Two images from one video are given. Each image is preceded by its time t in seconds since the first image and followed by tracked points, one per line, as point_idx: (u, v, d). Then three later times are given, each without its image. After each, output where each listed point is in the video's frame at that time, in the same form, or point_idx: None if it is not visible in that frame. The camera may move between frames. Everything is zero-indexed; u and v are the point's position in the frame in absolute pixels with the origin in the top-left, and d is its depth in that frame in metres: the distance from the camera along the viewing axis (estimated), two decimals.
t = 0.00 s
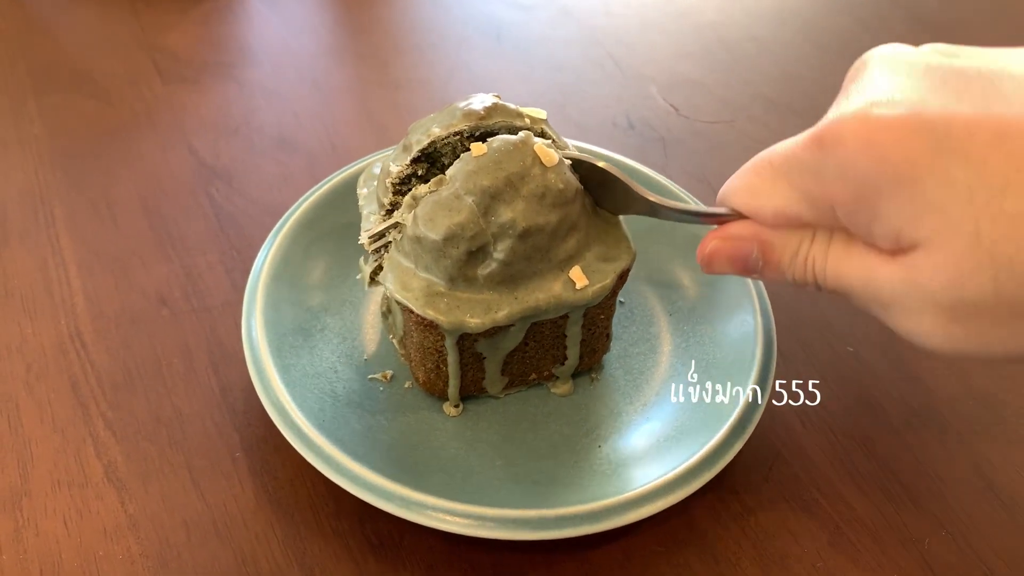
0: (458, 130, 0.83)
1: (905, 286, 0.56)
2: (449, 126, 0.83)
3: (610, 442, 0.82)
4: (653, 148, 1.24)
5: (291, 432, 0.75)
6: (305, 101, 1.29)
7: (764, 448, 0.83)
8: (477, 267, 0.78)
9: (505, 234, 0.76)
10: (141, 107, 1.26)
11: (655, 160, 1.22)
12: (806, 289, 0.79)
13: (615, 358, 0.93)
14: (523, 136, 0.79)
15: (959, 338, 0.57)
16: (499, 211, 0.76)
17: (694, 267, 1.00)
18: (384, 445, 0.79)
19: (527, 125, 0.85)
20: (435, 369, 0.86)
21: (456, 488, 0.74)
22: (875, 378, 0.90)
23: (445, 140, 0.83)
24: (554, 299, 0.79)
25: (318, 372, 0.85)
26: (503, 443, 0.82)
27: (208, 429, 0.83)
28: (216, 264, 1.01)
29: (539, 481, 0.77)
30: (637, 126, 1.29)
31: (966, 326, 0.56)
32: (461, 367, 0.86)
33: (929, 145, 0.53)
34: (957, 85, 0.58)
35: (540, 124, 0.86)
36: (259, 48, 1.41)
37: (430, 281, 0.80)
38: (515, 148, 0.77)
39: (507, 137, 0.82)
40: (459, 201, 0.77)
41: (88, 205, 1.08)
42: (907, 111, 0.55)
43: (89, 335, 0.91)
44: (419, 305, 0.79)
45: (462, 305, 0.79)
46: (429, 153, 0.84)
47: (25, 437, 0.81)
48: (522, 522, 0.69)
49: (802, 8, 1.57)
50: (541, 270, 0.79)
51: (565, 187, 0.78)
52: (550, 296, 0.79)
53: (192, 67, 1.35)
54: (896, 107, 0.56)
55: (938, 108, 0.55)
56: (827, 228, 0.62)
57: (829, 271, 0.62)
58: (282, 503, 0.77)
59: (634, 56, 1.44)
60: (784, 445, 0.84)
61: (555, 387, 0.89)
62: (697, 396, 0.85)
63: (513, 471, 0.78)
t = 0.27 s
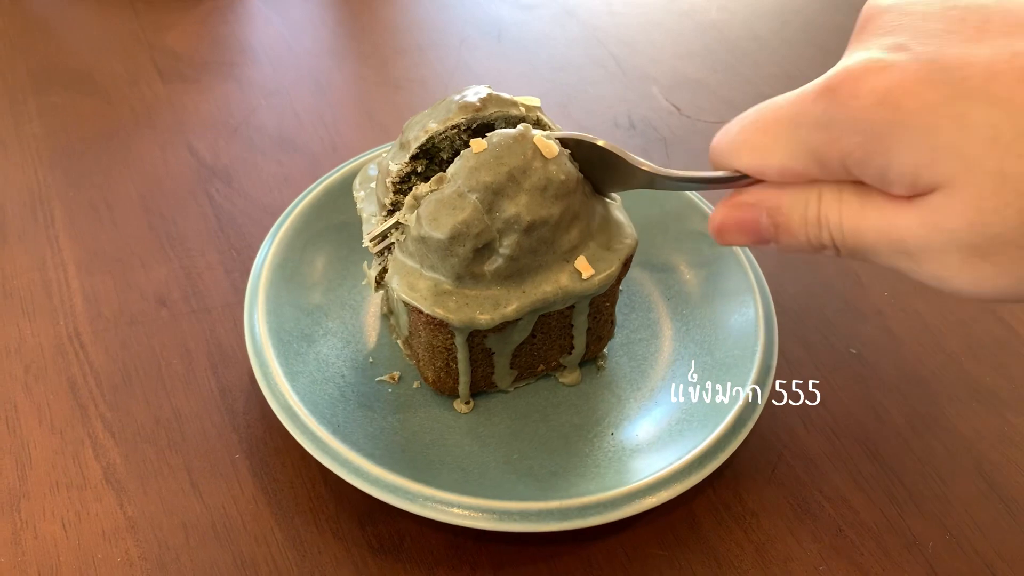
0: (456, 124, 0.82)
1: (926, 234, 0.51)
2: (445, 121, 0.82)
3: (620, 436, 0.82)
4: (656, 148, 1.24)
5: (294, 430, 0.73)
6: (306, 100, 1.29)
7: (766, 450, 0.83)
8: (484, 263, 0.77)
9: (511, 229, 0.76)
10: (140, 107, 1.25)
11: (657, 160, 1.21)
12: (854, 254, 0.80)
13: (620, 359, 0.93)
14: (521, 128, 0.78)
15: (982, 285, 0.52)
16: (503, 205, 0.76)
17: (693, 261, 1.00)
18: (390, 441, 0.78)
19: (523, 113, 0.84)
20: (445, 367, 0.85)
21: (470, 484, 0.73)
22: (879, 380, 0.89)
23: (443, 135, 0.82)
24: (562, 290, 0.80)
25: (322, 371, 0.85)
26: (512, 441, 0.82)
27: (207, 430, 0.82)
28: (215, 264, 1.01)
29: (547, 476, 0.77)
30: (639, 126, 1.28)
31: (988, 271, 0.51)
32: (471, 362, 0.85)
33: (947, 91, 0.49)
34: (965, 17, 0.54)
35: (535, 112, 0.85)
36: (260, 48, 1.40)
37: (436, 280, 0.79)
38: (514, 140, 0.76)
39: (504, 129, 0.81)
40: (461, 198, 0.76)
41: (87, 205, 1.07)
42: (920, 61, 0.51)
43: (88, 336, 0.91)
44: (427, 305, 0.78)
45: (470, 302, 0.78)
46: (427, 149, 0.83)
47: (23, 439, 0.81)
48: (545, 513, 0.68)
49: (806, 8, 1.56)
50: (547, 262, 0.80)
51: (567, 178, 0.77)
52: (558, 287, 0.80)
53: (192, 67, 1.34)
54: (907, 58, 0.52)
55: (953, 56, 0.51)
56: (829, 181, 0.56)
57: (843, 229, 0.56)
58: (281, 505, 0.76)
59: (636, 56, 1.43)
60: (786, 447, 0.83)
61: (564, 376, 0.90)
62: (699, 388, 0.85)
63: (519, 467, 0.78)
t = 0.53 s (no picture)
0: (469, 122, 0.82)
1: None
2: (457, 119, 0.82)
3: (636, 427, 0.83)
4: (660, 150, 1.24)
5: (319, 432, 0.73)
6: (311, 101, 1.29)
7: (770, 452, 0.83)
8: (503, 260, 0.78)
9: (529, 225, 0.76)
10: (146, 108, 1.26)
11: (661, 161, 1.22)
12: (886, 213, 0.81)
13: (630, 352, 0.93)
14: (534, 126, 0.78)
15: None
16: (521, 202, 0.76)
17: (696, 251, 1.00)
18: (409, 438, 0.79)
19: (532, 109, 0.85)
20: (462, 364, 0.86)
21: (493, 478, 0.74)
22: (883, 381, 0.90)
23: (457, 134, 0.82)
24: (579, 283, 0.80)
25: (337, 371, 0.85)
26: (529, 434, 0.82)
27: (215, 431, 0.83)
28: (222, 266, 1.01)
29: (564, 467, 0.77)
30: (643, 127, 1.28)
31: None
32: (489, 358, 0.85)
33: None
34: None
35: (542, 108, 0.86)
36: (265, 49, 1.41)
37: (454, 279, 0.80)
38: (529, 138, 0.77)
39: (520, 127, 0.81)
40: (479, 196, 0.76)
41: (94, 207, 1.08)
42: None
43: (96, 338, 0.91)
44: (447, 303, 0.79)
45: (490, 299, 0.79)
46: (440, 148, 0.83)
47: (32, 439, 0.81)
48: (572, 503, 0.69)
49: (809, 10, 1.56)
50: (564, 256, 0.80)
51: (581, 172, 0.78)
52: (575, 280, 0.80)
53: (198, 68, 1.35)
54: None
55: None
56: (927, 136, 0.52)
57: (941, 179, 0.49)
58: (289, 506, 0.77)
59: (640, 57, 1.44)
60: (791, 448, 0.83)
61: (576, 368, 0.90)
62: (709, 376, 0.86)
63: (534, 458, 0.79)
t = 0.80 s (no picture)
0: (450, 119, 0.81)
1: None
2: (438, 116, 0.82)
3: (636, 423, 0.82)
4: (658, 147, 1.24)
5: (312, 432, 0.73)
6: (308, 98, 1.28)
7: (768, 450, 0.82)
8: (491, 257, 0.77)
9: (515, 221, 0.76)
10: (142, 105, 1.25)
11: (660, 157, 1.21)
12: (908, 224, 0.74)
13: (628, 348, 0.92)
14: (515, 120, 0.77)
15: None
16: (506, 198, 0.76)
17: (693, 246, 1.00)
18: (402, 435, 0.79)
19: (515, 102, 0.84)
20: (460, 362, 0.85)
21: (492, 476, 0.73)
22: (882, 379, 0.89)
23: (438, 132, 0.82)
24: (570, 276, 0.80)
25: (333, 370, 0.84)
26: (528, 431, 0.82)
27: (208, 429, 0.82)
28: (217, 263, 1.01)
29: (562, 463, 0.77)
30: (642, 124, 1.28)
31: None
32: (484, 356, 0.85)
33: None
34: None
35: (525, 100, 0.85)
36: (262, 45, 1.40)
37: (444, 277, 0.79)
38: (510, 131, 0.76)
39: (500, 122, 0.80)
40: (461, 195, 0.75)
41: (88, 204, 1.07)
42: None
43: (90, 335, 0.90)
44: (436, 303, 0.78)
45: (480, 297, 0.79)
46: (423, 148, 0.83)
47: (24, 438, 0.81)
48: (572, 500, 0.68)
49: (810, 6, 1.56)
50: (554, 250, 0.80)
51: (566, 165, 0.77)
52: (566, 274, 0.80)
53: (194, 65, 1.34)
54: None
55: None
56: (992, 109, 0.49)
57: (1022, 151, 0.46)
58: (282, 504, 0.76)
59: (639, 54, 1.43)
60: (789, 447, 0.83)
61: (575, 361, 0.90)
62: (708, 371, 0.85)
63: (532, 455, 0.78)
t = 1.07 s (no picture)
0: (457, 114, 0.81)
1: None
2: (445, 111, 0.82)
3: (638, 417, 0.82)
4: (660, 143, 1.24)
5: (318, 428, 0.73)
6: (309, 95, 1.28)
7: (770, 446, 0.82)
8: (497, 252, 0.77)
9: (522, 217, 0.76)
10: (143, 103, 1.25)
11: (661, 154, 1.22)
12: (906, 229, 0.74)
13: (630, 343, 0.92)
14: (522, 117, 0.77)
15: None
16: (513, 193, 0.75)
17: (693, 241, 1.00)
18: (406, 430, 0.78)
19: (520, 99, 0.84)
20: (462, 359, 0.85)
21: (496, 471, 0.73)
22: (884, 375, 0.89)
23: (445, 127, 0.82)
24: (575, 272, 0.80)
25: (336, 367, 0.84)
26: (530, 426, 0.82)
27: (211, 426, 0.82)
28: (218, 261, 1.01)
29: (566, 458, 0.77)
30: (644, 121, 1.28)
31: None
32: (488, 353, 0.85)
33: None
34: None
35: (531, 97, 0.85)
36: (264, 43, 1.40)
37: (450, 273, 0.79)
38: (517, 127, 0.76)
39: (508, 119, 0.79)
40: (469, 191, 0.75)
41: (90, 202, 1.07)
42: None
43: (92, 333, 0.90)
44: (443, 299, 0.78)
45: (486, 293, 0.79)
46: (429, 142, 0.83)
47: (27, 435, 0.81)
48: (576, 495, 0.68)
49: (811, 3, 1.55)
50: (559, 246, 0.80)
51: (572, 160, 0.77)
52: (571, 270, 0.80)
53: (195, 62, 1.34)
54: None
55: None
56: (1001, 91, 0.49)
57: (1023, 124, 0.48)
58: (285, 501, 0.76)
59: (640, 51, 1.43)
60: (791, 443, 0.83)
61: (576, 357, 0.90)
62: (710, 365, 0.85)
63: (535, 450, 0.78)
